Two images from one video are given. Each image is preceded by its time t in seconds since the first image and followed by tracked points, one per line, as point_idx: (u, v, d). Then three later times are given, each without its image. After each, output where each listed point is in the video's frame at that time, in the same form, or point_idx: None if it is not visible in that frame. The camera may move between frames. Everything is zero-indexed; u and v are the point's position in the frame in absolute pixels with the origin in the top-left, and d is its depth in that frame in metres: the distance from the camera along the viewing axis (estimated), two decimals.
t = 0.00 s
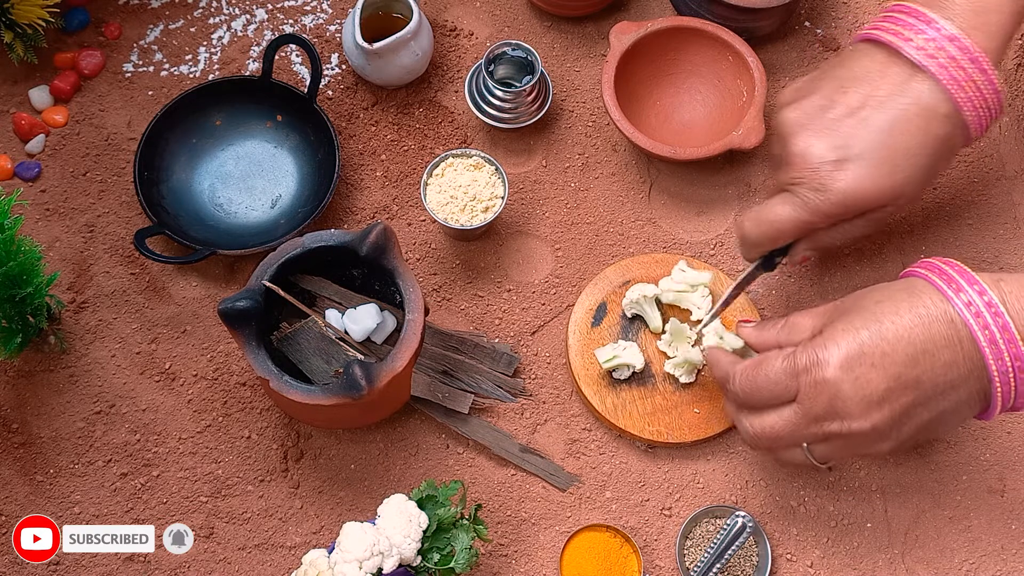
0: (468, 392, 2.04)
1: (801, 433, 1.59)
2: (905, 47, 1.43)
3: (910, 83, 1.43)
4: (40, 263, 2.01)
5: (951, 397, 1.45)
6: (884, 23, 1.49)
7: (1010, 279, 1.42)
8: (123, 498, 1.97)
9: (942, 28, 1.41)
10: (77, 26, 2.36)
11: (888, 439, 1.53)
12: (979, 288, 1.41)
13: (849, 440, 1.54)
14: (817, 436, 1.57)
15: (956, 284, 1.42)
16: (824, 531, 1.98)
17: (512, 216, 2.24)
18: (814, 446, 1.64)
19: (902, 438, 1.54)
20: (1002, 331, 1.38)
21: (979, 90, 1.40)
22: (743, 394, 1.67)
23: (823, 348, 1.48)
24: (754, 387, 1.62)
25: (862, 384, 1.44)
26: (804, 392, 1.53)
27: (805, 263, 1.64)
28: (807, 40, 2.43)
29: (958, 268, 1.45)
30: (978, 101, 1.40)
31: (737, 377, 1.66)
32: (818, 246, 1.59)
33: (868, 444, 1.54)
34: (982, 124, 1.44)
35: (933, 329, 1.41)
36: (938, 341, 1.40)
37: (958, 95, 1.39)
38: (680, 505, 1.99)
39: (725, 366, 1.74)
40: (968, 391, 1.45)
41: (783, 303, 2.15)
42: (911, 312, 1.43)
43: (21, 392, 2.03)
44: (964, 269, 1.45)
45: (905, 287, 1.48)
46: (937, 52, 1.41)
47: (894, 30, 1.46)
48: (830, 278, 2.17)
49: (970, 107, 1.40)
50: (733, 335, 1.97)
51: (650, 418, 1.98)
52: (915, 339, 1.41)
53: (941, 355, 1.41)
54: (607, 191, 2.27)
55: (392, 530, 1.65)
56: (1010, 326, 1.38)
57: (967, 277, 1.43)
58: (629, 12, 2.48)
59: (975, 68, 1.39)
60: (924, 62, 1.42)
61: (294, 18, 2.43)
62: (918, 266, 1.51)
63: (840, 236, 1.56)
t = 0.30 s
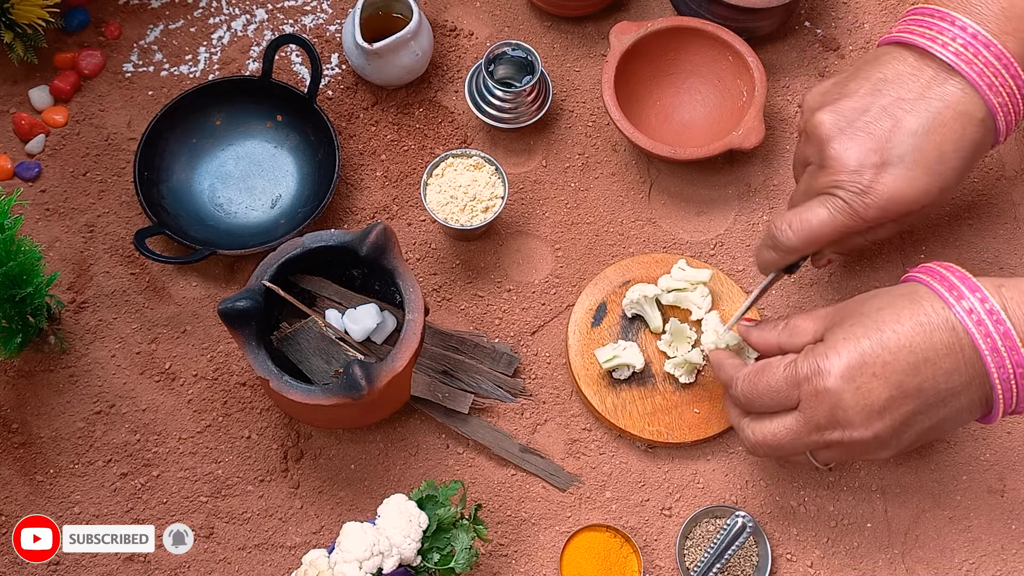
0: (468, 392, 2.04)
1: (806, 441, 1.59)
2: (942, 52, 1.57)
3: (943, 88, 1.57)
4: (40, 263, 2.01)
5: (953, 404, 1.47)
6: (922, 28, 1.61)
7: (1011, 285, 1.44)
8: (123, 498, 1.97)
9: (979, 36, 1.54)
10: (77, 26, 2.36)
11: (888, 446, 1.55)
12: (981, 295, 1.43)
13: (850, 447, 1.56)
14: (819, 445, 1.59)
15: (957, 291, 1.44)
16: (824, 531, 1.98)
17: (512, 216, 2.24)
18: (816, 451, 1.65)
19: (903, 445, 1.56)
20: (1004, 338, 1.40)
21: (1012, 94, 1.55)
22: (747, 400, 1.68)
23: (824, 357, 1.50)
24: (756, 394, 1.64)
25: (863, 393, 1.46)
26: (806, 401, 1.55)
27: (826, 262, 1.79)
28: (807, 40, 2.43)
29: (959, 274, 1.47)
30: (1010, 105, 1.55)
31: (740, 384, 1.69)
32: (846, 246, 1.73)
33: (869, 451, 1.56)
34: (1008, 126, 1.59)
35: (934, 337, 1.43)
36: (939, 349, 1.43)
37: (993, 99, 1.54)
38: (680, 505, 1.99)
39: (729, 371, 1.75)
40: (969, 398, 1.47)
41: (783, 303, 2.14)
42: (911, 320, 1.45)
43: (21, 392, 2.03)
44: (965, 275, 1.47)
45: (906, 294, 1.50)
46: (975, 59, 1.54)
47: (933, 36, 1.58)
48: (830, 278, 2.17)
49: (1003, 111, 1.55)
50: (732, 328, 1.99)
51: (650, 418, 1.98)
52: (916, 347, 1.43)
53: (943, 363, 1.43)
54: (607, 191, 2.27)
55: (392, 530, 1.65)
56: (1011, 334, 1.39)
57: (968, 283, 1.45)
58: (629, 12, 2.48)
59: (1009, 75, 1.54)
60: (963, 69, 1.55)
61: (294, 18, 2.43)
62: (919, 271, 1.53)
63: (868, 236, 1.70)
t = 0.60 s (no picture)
0: (468, 392, 2.04)
1: (805, 442, 1.59)
2: (948, 61, 1.62)
3: (947, 96, 1.63)
4: (39, 263, 2.01)
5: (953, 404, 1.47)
6: (927, 36, 1.66)
7: (1009, 284, 1.44)
8: (123, 498, 1.97)
9: (984, 46, 1.59)
10: (77, 26, 2.36)
11: (888, 446, 1.55)
12: (978, 293, 1.43)
13: (849, 447, 1.56)
14: (818, 445, 1.59)
15: (955, 290, 1.44)
16: (824, 531, 1.98)
17: (512, 216, 2.24)
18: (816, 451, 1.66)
19: (902, 445, 1.56)
20: (1002, 337, 1.39)
21: (1015, 103, 1.60)
22: (747, 401, 1.68)
23: (823, 358, 1.50)
24: (756, 394, 1.65)
25: (862, 394, 1.46)
26: (805, 403, 1.55)
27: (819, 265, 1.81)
28: (807, 40, 2.43)
29: (956, 273, 1.47)
30: (1013, 113, 1.61)
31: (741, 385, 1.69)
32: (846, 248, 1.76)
33: (868, 451, 1.57)
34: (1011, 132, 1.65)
35: (933, 337, 1.43)
36: (938, 348, 1.43)
37: (998, 108, 1.60)
38: (680, 505, 1.99)
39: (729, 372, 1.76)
40: (968, 397, 1.47)
41: (784, 303, 2.14)
42: (910, 320, 1.45)
43: (21, 392, 2.03)
44: (963, 274, 1.47)
45: (904, 293, 1.50)
46: (980, 68, 1.60)
47: (939, 45, 1.63)
48: (831, 278, 2.17)
49: (1007, 119, 1.61)
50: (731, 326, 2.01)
51: (650, 418, 1.98)
52: (915, 346, 1.43)
53: (941, 363, 1.43)
54: (607, 191, 2.27)
55: (392, 530, 1.65)
56: (1009, 333, 1.39)
57: (965, 282, 1.45)
58: (629, 12, 2.48)
59: (1012, 84, 1.59)
60: (968, 78, 1.60)
61: (294, 18, 2.43)
62: (916, 270, 1.53)
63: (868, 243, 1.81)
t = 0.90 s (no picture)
0: (468, 392, 2.04)
1: (806, 442, 1.59)
2: (950, 69, 1.62)
3: (949, 104, 1.64)
4: (39, 263, 2.01)
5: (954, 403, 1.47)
6: (928, 43, 1.66)
7: (1010, 284, 1.44)
8: (123, 498, 1.97)
9: (986, 55, 1.60)
10: (77, 26, 2.36)
11: (888, 446, 1.56)
12: (979, 294, 1.43)
13: (850, 447, 1.56)
14: (819, 446, 1.59)
15: (956, 291, 1.44)
16: (824, 531, 1.98)
17: (512, 216, 2.24)
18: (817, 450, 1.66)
19: (902, 444, 1.56)
20: (1002, 337, 1.40)
21: (1014, 112, 1.62)
22: (748, 400, 1.68)
23: (825, 359, 1.50)
24: (758, 393, 1.64)
25: (863, 395, 1.47)
26: (806, 404, 1.55)
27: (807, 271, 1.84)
28: (807, 40, 2.43)
29: (957, 272, 1.47)
30: (1011, 122, 1.63)
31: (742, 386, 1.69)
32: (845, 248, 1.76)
33: (869, 451, 1.57)
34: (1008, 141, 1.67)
35: (934, 337, 1.43)
36: (939, 349, 1.43)
37: (997, 118, 1.62)
38: (680, 505, 1.99)
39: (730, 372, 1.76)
40: (968, 396, 1.47)
41: (784, 303, 2.14)
42: (911, 320, 1.46)
43: (21, 392, 2.03)
44: (964, 274, 1.47)
45: (905, 294, 1.50)
46: (982, 78, 1.61)
47: (940, 52, 1.64)
48: (831, 278, 2.17)
49: (1006, 129, 1.63)
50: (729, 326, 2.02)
51: (650, 418, 1.98)
52: (916, 347, 1.44)
53: (942, 363, 1.43)
54: (607, 191, 2.27)
55: (392, 530, 1.65)
56: (1010, 333, 1.39)
57: (966, 282, 1.45)
58: (629, 12, 2.48)
59: (1012, 94, 1.61)
60: (970, 87, 1.61)
61: (294, 18, 2.43)
62: (917, 270, 1.53)
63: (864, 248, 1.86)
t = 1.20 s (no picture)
0: (468, 392, 2.04)
1: (804, 441, 1.59)
2: (953, 84, 1.66)
3: (948, 119, 1.67)
4: (39, 263, 2.01)
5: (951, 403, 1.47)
6: (929, 56, 1.69)
7: (1005, 283, 1.46)
8: (123, 498, 1.97)
9: (988, 68, 1.63)
10: (77, 26, 2.36)
11: (886, 446, 1.56)
12: (975, 293, 1.44)
13: (848, 447, 1.56)
14: (817, 445, 1.59)
15: (953, 290, 1.45)
16: (824, 531, 1.98)
17: (512, 216, 2.24)
18: (816, 449, 1.66)
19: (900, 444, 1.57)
20: (999, 336, 1.41)
21: (1013, 127, 1.66)
22: (746, 399, 1.67)
23: (822, 359, 1.50)
24: (756, 392, 1.63)
25: (861, 393, 1.46)
26: (804, 403, 1.55)
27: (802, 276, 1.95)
28: (807, 40, 2.43)
29: (954, 271, 1.48)
30: (1010, 137, 1.67)
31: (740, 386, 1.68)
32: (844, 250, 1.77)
33: (867, 451, 1.57)
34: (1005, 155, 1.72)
35: (930, 336, 1.44)
36: (936, 348, 1.44)
37: (998, 133, 1.66)
38: (680, 505, 1.99)
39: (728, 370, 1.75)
40: (967, 395, 1.47)
41: (785, 304, 2.14)
42: (907, 319, 1.46)
43: (21, 392, 2.04)
44: (961, 273, 1.49)
45: (902, 293, 1.51)
46: (983, 92, 1.64)
47: (942, 66, 1.67)
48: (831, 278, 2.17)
49: (1005, 142, 1.67)
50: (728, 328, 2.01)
51: (650, 418, 1.98)
52: (913, 345, 1.44)
53: (939, 362, 1.44)
54: (607, 191, 2.27)
55: (392, 529, 1.65)
56: (1007, 332, 1.41)
57: (963, 281, 1.46)
58: (629, 12, 2.48)
59: (1012, 107, 1.65)
60: (970, 101, 1.65)
61: (294, 18, 2.43)
62: (914, 270, 1.55)
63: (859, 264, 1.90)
